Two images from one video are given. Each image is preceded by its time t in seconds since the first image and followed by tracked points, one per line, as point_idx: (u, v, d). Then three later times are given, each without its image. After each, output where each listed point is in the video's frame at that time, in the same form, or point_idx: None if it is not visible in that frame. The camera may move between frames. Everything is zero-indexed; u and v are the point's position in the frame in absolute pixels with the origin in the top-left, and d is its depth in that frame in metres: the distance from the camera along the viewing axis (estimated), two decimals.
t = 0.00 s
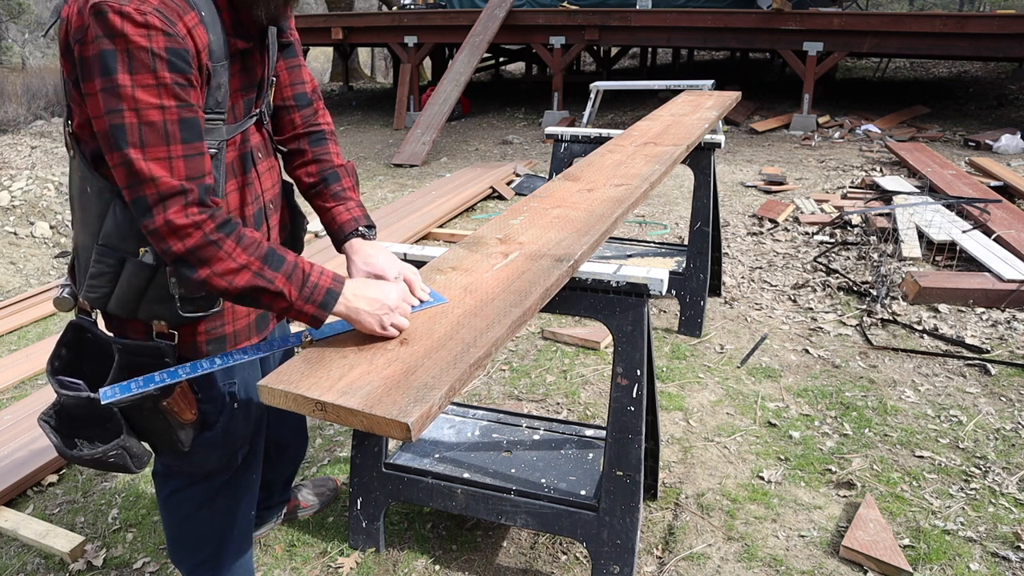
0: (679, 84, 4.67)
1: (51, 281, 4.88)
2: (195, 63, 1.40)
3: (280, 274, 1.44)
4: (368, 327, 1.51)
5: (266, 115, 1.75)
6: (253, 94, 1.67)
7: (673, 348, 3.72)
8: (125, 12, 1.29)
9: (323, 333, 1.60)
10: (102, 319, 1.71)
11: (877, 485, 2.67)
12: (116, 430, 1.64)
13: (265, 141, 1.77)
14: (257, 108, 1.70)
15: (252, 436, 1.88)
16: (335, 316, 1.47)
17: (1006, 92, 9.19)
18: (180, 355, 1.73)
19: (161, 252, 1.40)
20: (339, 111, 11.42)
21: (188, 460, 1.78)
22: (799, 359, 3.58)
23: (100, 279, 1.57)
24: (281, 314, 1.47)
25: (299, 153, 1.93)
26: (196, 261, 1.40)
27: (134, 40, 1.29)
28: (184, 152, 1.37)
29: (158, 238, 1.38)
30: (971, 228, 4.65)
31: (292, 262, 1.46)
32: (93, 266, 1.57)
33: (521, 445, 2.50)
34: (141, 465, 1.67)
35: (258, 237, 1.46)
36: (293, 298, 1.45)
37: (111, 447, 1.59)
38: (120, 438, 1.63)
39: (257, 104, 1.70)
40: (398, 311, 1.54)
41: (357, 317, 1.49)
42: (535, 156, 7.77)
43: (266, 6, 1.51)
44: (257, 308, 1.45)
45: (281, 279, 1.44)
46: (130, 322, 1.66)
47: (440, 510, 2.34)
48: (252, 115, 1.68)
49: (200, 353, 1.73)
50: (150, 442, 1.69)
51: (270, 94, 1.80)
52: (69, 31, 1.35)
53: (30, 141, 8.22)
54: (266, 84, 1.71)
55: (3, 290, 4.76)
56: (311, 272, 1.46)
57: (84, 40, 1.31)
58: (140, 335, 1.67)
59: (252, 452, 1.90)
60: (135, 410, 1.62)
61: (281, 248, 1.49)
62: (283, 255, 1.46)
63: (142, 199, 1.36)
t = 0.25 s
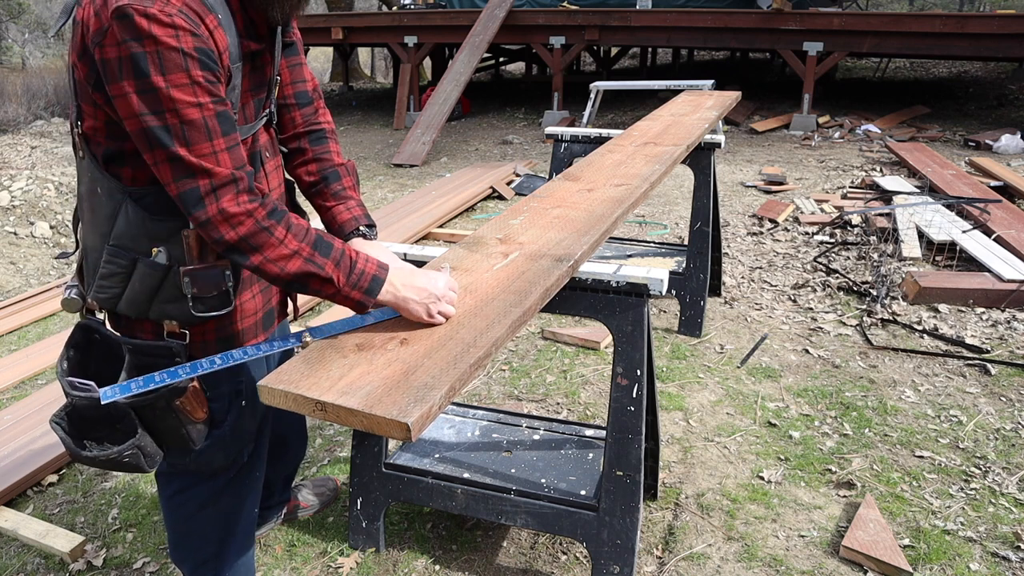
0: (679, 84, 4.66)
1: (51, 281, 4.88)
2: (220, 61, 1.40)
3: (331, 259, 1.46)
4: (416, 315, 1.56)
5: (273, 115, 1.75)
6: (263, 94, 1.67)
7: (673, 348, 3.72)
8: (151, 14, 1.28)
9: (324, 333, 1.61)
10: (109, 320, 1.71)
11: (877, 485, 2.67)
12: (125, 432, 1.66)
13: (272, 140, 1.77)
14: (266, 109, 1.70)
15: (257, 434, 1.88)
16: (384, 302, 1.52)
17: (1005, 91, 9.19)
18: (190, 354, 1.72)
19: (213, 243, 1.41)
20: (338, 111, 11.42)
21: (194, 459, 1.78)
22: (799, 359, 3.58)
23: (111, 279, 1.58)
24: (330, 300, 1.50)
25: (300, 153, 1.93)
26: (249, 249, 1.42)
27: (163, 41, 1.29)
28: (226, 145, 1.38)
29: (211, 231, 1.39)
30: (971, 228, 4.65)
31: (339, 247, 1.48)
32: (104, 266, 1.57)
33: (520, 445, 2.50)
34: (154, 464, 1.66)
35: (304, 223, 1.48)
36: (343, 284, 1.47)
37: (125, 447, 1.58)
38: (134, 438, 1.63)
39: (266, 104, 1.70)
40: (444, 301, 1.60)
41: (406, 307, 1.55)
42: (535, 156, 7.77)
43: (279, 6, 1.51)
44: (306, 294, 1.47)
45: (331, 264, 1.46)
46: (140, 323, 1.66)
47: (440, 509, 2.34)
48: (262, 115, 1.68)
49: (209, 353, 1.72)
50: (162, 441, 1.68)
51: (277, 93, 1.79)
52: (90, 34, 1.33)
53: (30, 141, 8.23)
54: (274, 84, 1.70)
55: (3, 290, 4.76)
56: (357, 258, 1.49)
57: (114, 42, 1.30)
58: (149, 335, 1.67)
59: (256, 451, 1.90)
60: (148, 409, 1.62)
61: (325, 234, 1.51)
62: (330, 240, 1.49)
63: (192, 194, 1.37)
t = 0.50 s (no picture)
0: (679, 84, 4.66)
1: (51, 281, 4.88)
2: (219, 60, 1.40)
3: (332, 257, 1.47)
4: (417, 317, 1.56)
5: (274, 116, 1.75)
6: (263, 94, 1.67)
7: (673, 348, 3.72)
8: (150, 12, 1.28)
9: (324, 333, 1.61)
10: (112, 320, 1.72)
11: (877, 485, 2.67)
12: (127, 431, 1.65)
13: (273, 141, 1.77)
14: (266, 109, 1.70)
15: (258, 434, 1.88)
16: (384, 302, 1.53)
17: (1005, 92, 9.19)
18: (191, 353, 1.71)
19: (214, 241, 1.41)
20: (338, 111, 11.42)
21: (195, 459, 1.79)
22: (800, 359, 3.58)
23: (112, 279, 1.58)
24: (330, 298, 1.50)
25: (301, 153, 1.93)
26: (250, 246, 1.42)
27: (162, 39, 1.29)
28: (226, 143, 1.38)
29: (212, 229, 1.39)
30: (971, 228, 4.65)
31: (340, 245, 1.49)
32: (105, 266, 1.57)
33: (520, 445, 2.50)
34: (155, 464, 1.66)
35: (305, 222, 1.49)
36: (344, 283, 1.48)
37: (126, 446, 1.57)
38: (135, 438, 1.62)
39: (266, 105, 1.70)
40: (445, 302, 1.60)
41: (407, 308, 1.56)
42: (535, 156, 7.77)
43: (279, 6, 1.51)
44: (307, 293, 1.48)
45: (332, 261, 1.47)
46: (141, 322, 1.66)
47: (440, 509, 2.34)
48: (263, 115, 1.68)
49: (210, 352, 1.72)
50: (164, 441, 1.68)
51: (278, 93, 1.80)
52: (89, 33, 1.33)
53: (30, 141, 8.23)
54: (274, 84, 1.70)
55: (3, 290, 4.76)
56: (358, 257, 1.50)
57: (113, 41, 1.30)
58: (150, 335, 1.67)
59: (256, 451, 1.90)
60: (149, 409, 1.62)
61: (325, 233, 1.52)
62: (330, 238, 1.50)
63: (193, 191, 1.37)
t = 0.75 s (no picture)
0: (679, 84, 4.66)
1: (51, 281, 4.88)
2: (209, 60, 1.40)
3: (328, 254, 1.47)
4: (414, 314, 1.57)
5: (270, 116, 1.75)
6: (256, 94, 1.67)
7: (673, 348, 3.72)
8: (139, 14, 1.28)
9: (324, 333, 1.61)
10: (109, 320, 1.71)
11: (877, 485, 2.67)
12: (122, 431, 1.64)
13: (269, 141, 1.77)
14: (260, 109, 1.70)
15: (256, 434, 1.88)
16: (383, 299, 1.53)
17: (1005, 92, 9.19)
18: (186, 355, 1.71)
19: (210, 241, 1.42)
20: (338, 111, 11.42)
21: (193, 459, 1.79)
22: (800, 359, 3.58)
23: (105, 280, 1.59)
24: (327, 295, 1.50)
25: (299, 153, 1.93)
26: (246, 244, 1.42)
27: (152, 40, 1.29)
28: (219, 143, 1.38)
29: (207, 228, 1.40)
30: (971, 228, 4.65)
31: (336, 242, 1.49)
32: (98, 267, 1.58)
33: (520, 445, 2.50)
34: (147, 465, 1.69)
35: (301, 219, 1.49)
36: (341, 279, 1.48)
37: (118, 448, 1.60)
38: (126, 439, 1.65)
39: (260, 105, 1.69)
40: (443, 301, 1.60)
41: (404, 306, 1.56)
42: (535, 156, 7.77)
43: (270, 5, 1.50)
44: (304, 290, 1.48)
45: (328, 258, 1.47)
46: (135, 324, 1.66)
47: (440, 509, 2.34)
48: (256, 115, 1.68)
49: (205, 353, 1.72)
50: (156, 442, 1.71)
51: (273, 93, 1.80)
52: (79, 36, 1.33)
53: (30, 141, 8.23)
54: (269, 83, 1.70)
55: (3, 290, 4.76)
56: (354, 254, 1.50)
57: (103, 44, 1.30)
58: (144, 336, 1.67)
59: (254, 451, 1.90)
60: (142, 411, 1.63)
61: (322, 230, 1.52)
62: (325, 234, 1.50)
63: (187, 191, 1.37)
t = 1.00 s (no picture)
0: (679, 84, 4.66)
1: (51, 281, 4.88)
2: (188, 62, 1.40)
3: (282, 266, 1.44)
4: (370, 325, 1.50)
5: (262, 114, 1.75)
6: (247, 92, 1.66)
7: (673, 348, 3.72)
8: (117, 12, 1.29)
9: (325, 333, 1.60)
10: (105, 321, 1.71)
11: (877, 485, 2.67)
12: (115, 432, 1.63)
13: (263, 140, 1.77)
14: (251, 108, 1.70)
15: (253, 436, 1.88)
16: (337, 309, 1.47)
17: (1005, 92, 9.19)
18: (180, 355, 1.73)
19: (162, 249, 1.40)
20: (338, 111, 11.42)
21: (190, 459, 1.79)
22: (799, 359, 3.58)
23: (98, 281, 1.58)
24: (281, 308, 1.47)
25: (297, 153, 1.93)
26: (197, 255, 1.39)
27: (127, 39, 1.30)
28: (181, 149, 1.37)
29: (159, 236, 1.38)
30: (971, 228, 4.65)
31: (293, 255, 1.46)
32: (92, 267, 1.57)
33: (521, 445, 2.50)
34: (142, 466, 1.68)
35: (257, 230, 1.46)
36: (297, 290, 1.45)
37: (109, 449, 1.59)
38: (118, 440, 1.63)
39: (251, 103, 1.69)
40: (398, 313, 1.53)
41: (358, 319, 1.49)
42: (535, 156, 7.77)
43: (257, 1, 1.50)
44: (258, 303, 1.45)
45: (282, 271, 1.44)
46: (129, 325, 1.66)
47: (440, 509, 2.34)
48: (247, 114, 1.68)
49: (200, 352, 1.73)
50: (151, 443, 1.70)
51: (267, 92, 1.80)
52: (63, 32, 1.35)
53: (30, 141, 8.23)
54: (259, 82, 1.71)
55: (2, 290, 4.76)
56: (310, 263, 1.47)
57: (80, 41, 1.31)
58: (138, 337, 1.67)
59: (252, 453, 1.90)
60: (134, 413, 1.63)
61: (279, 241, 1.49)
62: (284, 247, 1.47)
63: (143, 196, 1.36)
